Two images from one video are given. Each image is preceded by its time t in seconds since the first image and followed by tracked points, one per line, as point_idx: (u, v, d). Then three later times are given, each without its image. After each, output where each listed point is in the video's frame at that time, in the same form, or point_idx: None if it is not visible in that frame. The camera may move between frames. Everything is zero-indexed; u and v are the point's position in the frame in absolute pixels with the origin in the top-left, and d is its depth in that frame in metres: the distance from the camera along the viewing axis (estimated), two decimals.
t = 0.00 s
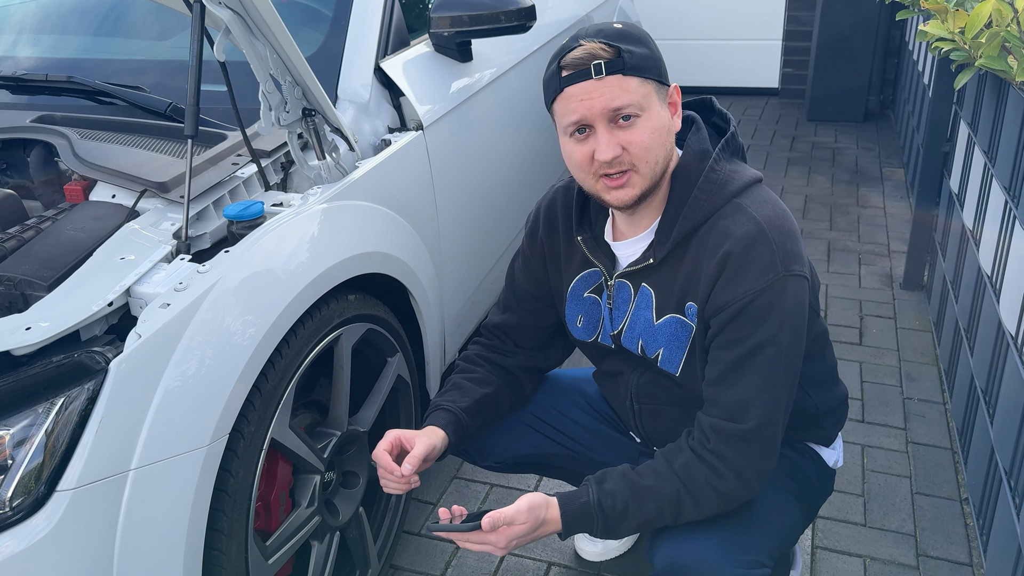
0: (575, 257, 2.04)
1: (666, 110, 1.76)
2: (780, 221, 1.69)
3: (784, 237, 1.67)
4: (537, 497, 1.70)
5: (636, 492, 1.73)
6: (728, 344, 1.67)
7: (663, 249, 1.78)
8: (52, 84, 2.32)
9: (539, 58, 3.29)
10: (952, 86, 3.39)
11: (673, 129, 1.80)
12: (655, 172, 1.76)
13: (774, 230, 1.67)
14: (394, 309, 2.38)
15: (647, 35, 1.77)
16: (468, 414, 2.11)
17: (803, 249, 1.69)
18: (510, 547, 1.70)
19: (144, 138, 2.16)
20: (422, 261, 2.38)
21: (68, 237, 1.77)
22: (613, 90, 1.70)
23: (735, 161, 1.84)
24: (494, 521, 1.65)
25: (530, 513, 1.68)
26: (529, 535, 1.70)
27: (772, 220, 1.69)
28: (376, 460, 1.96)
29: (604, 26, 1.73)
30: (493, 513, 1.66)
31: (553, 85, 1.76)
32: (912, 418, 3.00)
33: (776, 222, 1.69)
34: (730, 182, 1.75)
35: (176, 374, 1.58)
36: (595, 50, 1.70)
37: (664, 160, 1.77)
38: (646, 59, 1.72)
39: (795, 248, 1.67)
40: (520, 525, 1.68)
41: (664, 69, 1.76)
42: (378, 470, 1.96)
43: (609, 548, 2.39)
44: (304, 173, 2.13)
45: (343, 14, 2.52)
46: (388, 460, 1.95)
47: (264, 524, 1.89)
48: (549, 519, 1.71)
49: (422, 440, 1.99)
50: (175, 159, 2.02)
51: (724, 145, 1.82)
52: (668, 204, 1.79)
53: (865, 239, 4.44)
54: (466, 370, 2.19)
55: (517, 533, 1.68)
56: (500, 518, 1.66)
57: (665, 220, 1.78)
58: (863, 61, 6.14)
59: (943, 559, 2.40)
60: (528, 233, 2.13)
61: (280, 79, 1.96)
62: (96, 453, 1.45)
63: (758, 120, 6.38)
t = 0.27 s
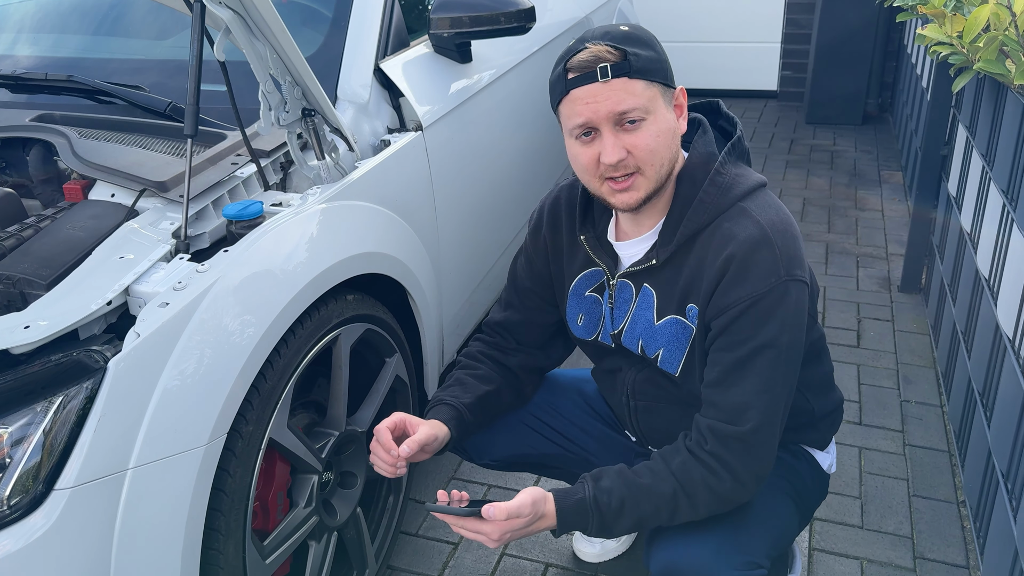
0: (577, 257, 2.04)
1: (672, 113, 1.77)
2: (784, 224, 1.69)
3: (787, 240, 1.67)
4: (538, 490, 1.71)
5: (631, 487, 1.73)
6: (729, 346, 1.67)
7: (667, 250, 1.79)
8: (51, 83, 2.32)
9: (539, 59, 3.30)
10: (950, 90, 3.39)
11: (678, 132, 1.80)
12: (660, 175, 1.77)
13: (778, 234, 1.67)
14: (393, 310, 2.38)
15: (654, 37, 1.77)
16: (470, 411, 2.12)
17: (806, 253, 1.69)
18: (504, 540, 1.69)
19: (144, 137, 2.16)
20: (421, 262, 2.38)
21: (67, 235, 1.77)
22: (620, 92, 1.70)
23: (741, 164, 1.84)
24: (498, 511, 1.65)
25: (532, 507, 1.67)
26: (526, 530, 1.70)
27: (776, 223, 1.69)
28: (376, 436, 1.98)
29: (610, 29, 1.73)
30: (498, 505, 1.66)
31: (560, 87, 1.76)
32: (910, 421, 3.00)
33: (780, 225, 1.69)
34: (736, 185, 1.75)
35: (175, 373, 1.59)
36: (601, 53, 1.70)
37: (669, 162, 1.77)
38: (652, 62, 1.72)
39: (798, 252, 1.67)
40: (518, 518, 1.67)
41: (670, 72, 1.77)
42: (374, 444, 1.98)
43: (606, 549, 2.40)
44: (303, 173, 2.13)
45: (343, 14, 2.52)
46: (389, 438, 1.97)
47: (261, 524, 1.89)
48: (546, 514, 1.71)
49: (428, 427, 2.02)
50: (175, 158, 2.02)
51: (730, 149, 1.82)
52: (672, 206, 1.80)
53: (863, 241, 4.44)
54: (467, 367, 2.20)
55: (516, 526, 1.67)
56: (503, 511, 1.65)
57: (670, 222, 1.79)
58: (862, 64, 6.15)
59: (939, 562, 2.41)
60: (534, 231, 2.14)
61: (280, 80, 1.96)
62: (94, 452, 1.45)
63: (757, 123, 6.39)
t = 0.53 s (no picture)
0: (581, 258, 2.04)
1: (652, 144, 1.70)
2: (785, 235, 1.69)
3: (787, 251, 1.67)
4: (531, 494, 1.70)
5: (627, 495, 1.73)
6: (727, 355, 1.67)
7: (667, 257, 1.79)
8: (51, 82, 2.32)
9: (539, 61, 3.30)
10: (949, 94, 3.40)
11: (663, 159, 1.74)
12: (638, 206, 1.73)
13: (778, 244, 1.67)
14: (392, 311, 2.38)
15: (640, 62, 1.69)
16: (475, 406, 2.12)
17: (806, 264, 1.69)
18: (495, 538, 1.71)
19: (143, 137, 2.16)
20: (420, 262, 2.38)
21: (66, 235, 1.76)
22: (589, 131, 1.66)
23: (745, 171, 1.83)
24: (484, 508, 1.68)
25: (522, 509, 1.68)
26: (517, 531, 1.70)
27: (776, 234, 1.69)
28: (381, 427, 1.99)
29: (591, 59, 1.68)
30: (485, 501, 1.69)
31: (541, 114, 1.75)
32: (908, 424, 3.00)
33: (780, 235, 1.69)
34: (738, 194, 1.75)
35: (173, 373, 1.58)
36: (575, 89, 1.66)
37: (648, 194, 1.73)
38: (628, 95, 1.65)
39: (799, 264, 1.67)
40: (508, 518, 1.68)
41: (654, 98, 1.68)
42: (379, 434, 1.99)
43: (605, 552, 2.40)
44: (303, 173, 2.13)
45: (343, 15, 2.52)
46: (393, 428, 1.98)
47: (259, 524, 1.89)
48: (539, 517, 1.71)
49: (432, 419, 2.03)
50: (174, 158, 2.02)
51: (734, 158, 1.81)
52: (673, 214, 1.79)
53: (861, 244, 4.45)
54: (472, 361, 2.21)
55: (505, 526, 1.69)
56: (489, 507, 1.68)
57: (672, 226, 1.78)
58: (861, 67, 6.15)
59: (936, 565, 2.41)
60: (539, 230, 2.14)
61: (280, 80, 1.96)
62: (92, 453, 1.45)
63: (756, 125, 6.39)
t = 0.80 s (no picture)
0: (581, 263, 2.05)
1: (637, 171, 1.70)
2: (783, 248, 1.69)
3: (785, 265, 1.67)
4: (525, 498, 1.71)
5: (621, 506, 1.73)
6: (722, 369, 1.67)
7: (665, 266, 1.79)
8: (51, 82, 2.32)
9: (539, 62, 3.30)
10: (948, 97, 3.40)
11: (648, 185, 1.73)
12: (619, 230, 1.75)
13: (776, 258, 1.67)
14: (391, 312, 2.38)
15: (632, 87, 1.66)
16: (481, 403, 2.14)
17: (804, 276, 1.69)
18: (487, 539, 1.73)
19: (143, 137, 2.16)
20: (419, 264, 2.38)
21: (66, 235, 1.76)
22: (571, 158, 1.66)
23: (745, 181, 1.80)
24: (476, 509, 1.70)
25: (515, 511, 1.69)
26: (509, 534, 1.72)
27: (775, 246, 1.69)
28: (394, 423, 1.99)
29: (580, 82, 1.65)
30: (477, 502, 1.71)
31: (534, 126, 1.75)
32: (906, 426, 3.01)
33: (778, 249, 1.69)
34: (737, 206, 1.74)
35: (172, 373, 1.58)
36: (559, 114, 1.65)
37: (631, 218, 1.74)
38: (615, 122, 1.64)
39: (797, 277, 1.67)
40: (502, 521, 1.70)
41: (643, 125, 1.67)
42: (391, 430, 2.00)
43: (603, 554, 2.39)
44: (303, 173, 2.14)
45: (343, 16, 2.52)
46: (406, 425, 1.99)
47: (257, 525, 1.89)
48: (531, 522, 1.72)
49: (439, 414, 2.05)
50: (174, 159, 2.02)
51: (734, 167, 1.79)
52: (671, 224, 1.79)
53: (860, 247, 4.45)
54: (476, 359, 2.23)
55: (498, 527, 1.70)
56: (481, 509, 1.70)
57: (671, 236, 1.78)
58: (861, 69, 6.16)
59: (934, 568, 2.41)
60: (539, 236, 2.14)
61: (280, 80, 1.96)
62: (91, 453, 1.45)
63: (756, 127, 6.40)
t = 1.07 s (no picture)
0: (575, 272, 2.05)
1: (641, 179, 1.70)
2: (773, 261, 1.68)
3: (775, 278, 1.66)
4: (518, 500, 1.72)
5: (615, 515, 1.74)
6: (715, 382, 1.67)
7: (655, 279, 1.79)
8: (52, 81, 2.32)
9: (539, 65, 3.31)
10: (948, 100, 3.41)
11: (650, 194, 1.74)
12: (618, 237, 1.75)
13: (765, 270, 1.66)
14: (391, 312, 2.38)
15: (641, 96, 1.66)
16: (492, 396, 2.15)
17: (794, 286, 1.67)
18: (479, 539, 1.74)
19: (143, 137, 2.16)
20: (419, 265, 2.38)
21: (66, 235, 1.76)
22: (577, 161, 1.66)
23: (736, 191, 1.79)
24: (469, 511, 1.70)
25: (508, 514, 1.70)
26: (501, 535, 1.73)
27: (765, 259, 1.68)
28: (421, 394, 2.03)
29: (590, 85, 1.65)
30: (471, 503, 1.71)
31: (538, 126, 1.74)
32: (905, 429, 3.01)
33: (768, 260, 1.68)
34: (726, 218, 1.73)
35: (172, 374, 1.58)
36: (568, 116, 1.65)
37: (630, 226, 1.74)
38: (623, 129, 1.64)
39: (787, 290, 1.66)
40: (495, 523, 1.70)
41: (651, 134, 1.67)
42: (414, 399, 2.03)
43: (602, 556, 2.39)
44: (303, 174, 2.14)
45: (344, 17, 2.52)
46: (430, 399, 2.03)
47: (257, 525, 1.89)
48: (524, 525, 1.72)
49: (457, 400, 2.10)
50: (174, 159, 2.02)
51: (724, 178, 1.77)
52: (662, 235, 1.79)
53: (860, 249, 4.46)
54: (483, 357, 2.22)
55: (490, 529, 1.71)
56: (475, 511, 1.70)
57: (659, 249, 1.79)
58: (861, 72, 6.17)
59: (932, 570, 2.41)
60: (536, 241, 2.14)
61: (281, 81, 1.96)
62: (90, 453, 1.45)
63: (756, 129, 6.40)
